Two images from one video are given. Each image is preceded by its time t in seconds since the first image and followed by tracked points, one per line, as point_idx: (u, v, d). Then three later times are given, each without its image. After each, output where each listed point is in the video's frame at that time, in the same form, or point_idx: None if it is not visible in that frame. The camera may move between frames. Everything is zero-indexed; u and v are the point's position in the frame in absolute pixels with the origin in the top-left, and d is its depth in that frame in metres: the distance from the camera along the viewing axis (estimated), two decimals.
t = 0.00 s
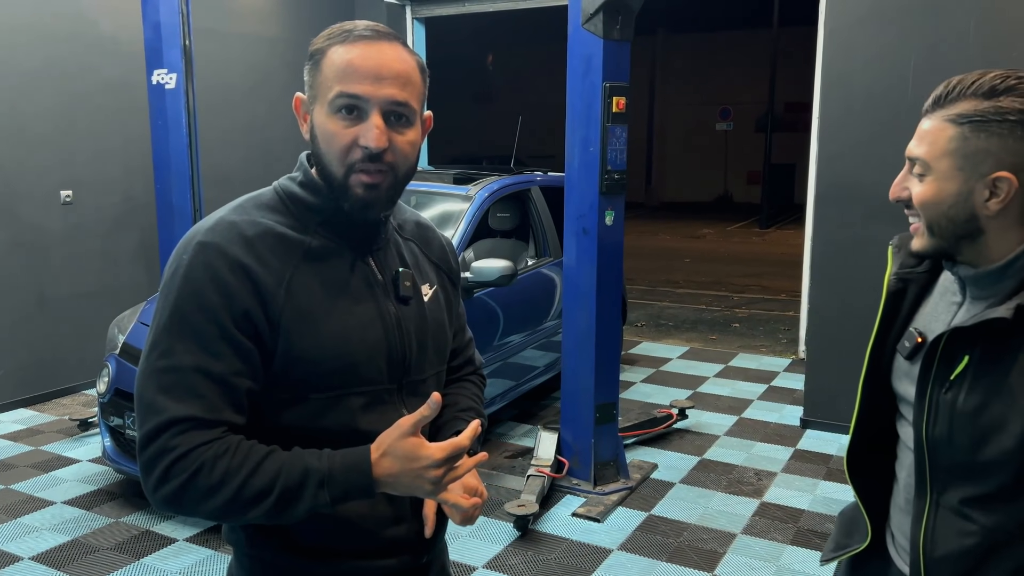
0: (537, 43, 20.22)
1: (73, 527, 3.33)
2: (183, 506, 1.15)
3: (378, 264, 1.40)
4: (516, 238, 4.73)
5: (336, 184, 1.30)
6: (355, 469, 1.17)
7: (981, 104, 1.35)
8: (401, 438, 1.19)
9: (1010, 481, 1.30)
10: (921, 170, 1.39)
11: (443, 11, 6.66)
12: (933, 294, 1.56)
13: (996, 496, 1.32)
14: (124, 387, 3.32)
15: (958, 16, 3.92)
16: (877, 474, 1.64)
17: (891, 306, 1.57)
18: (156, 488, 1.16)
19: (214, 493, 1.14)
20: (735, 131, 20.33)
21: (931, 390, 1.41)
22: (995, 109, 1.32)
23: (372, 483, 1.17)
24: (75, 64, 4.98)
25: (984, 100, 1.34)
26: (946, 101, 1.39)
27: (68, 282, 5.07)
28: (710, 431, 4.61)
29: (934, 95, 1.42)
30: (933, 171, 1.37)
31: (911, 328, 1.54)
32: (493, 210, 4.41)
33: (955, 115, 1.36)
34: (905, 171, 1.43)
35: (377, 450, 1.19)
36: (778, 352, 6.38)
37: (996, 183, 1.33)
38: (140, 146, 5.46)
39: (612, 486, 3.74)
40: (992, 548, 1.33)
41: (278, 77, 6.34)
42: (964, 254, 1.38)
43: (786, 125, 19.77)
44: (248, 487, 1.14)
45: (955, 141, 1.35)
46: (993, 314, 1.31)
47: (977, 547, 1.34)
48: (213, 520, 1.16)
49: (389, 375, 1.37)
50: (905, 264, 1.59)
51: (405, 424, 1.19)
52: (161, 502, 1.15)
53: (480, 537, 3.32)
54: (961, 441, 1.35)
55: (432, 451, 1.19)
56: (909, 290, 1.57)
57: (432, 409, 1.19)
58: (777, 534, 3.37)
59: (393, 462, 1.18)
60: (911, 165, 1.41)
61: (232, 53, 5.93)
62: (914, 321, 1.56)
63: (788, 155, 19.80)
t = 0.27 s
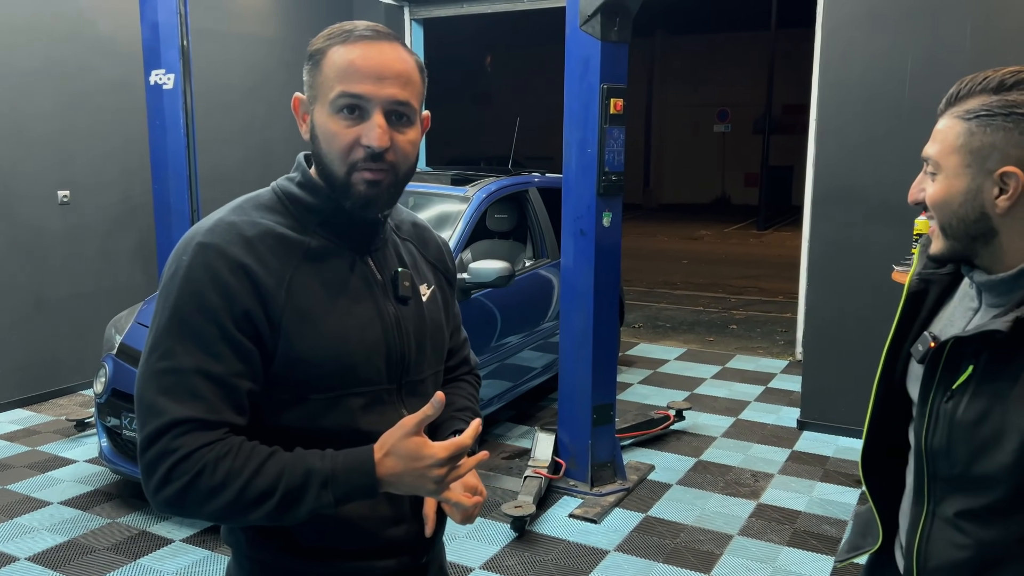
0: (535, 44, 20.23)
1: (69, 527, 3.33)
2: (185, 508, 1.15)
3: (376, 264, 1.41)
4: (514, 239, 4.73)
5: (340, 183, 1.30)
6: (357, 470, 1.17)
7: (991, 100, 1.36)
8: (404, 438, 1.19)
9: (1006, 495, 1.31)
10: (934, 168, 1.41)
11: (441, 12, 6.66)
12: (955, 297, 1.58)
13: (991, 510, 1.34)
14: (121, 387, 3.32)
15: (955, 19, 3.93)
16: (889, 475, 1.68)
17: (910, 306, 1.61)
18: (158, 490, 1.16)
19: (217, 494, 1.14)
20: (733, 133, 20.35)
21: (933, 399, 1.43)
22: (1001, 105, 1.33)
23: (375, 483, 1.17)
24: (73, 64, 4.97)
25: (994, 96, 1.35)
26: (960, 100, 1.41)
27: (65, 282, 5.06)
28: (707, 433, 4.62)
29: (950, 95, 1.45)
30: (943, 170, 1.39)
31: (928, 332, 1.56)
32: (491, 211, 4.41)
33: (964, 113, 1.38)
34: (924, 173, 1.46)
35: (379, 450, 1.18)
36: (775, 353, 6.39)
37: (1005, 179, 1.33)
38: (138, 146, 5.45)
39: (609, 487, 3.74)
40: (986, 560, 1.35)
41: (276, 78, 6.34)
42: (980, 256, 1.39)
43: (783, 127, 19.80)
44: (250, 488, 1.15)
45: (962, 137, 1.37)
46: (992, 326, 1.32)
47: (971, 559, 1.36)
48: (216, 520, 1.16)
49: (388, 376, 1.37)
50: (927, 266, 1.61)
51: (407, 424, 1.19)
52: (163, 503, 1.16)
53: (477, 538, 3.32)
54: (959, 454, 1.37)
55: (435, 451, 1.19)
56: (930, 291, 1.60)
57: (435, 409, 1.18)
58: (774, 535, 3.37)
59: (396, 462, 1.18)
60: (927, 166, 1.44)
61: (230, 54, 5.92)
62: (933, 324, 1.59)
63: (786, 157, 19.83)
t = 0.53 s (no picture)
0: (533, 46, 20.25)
1: (66, 528, 3.32)
2: (190, 510, 1.15)
3: (375, 264, 1.41)
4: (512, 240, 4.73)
5: (364, 181, 1.30)
6: (363, 470, 1.17)
7: (993, 100, 1.38)
8: (409, 436, 1.19)
9: (1000, 495, 1.32)
10: (937, 170, 1.43)
11: (440, 13, 6.66)
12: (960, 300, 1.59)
13: (986, 512, 1.35)
14: (118, 387, 3.32)
15: (952, 22, 3.95)
16: (888, 477, 1.68)
17: (917, 307, 1.62)
18: (162, 492, 1.15)
19: (221, 495, 1.14)
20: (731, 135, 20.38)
21: (934, 396, 1.46)
22: (1003, 103, 1.36)
23: (381, 481, 1.18)
24: (71, 64, 4.97)
25: (995, 96, 1.38)
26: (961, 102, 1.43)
27: (63, 282, 5.06)
28: (705, 434, 4.62)
29: (951, 98, 1.47)
30: (947, 171, 1.41)
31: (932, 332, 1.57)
32: (490, 212, 4.41)
33: (965, 113, 1.40)
34: (929, 176, 1.47)
35: (384, 448, 1.19)
36: (773, 355, 6.39)
37: (1009, 176, 1.35)
38: (135, 146, 5.45)
39: (607, 488, 3.75)
40: (978, 562, 1.36)
41: (274, 78, 6.34)
42: (986, 256, 1.41)
43: (781, 129, 19.82)
44: (255, 490, 1.14)
45: (965, 137, 1.38)
46: (988, 322, 1.34)
47: (963, 560, 1.38)
48: (220, 522, 1.16)
49: (388, 375, 1.37)
50: (936, 267, 1.62)
51: (412, 422, 1.19)
52: (166, 506, 1.15)
53: (475, 540, 3.32)
54: (954, 452, 1.39)
55: (440, 448, 1.19)
56: (938, 292, 1.61)
57: (439, 407, 1.18)
58: (771, 537, 3.37)
59: (401, 460, 1.18)
60: (931, 168, 1.46)
61: (228, 54, 5.92)
62: (938, 324, 1.60)
63: (784, 159, 19.84)
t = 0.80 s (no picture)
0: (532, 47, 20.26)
1: (64, 528, 3.32)
2: (236, 512, 1.14)
3: (377, 262, 1.42)
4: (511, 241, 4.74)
5: (410, 180, 1.35)
6: (407, 458, 1.19)
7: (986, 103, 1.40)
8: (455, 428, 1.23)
9: (992, 483, 1.34)
10: (934, 171, 1.44)
11: (439, 15, 6.67)
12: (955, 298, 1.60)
13: (979, 500, 1.36)
14: (117, 388, 3.31)
15: (950, 24, 3.95)
16: (874, 476, 1.70)
17: (912, 306, 1.62)
18: (205, 497, 1.14)
19: (268, 494, 1.13)
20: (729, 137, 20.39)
21: (930, 386, 1.47)
22: (997, 105, 1.37)
23: (423, 471, 1.19)
24: (70, 64, 4.97)
25: (988, 99, 1.40)
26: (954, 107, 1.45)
27: (61, 282, 5.06)
28: (704, 436, 4.62)
29: (947, 105, 1.49)
30: (944, 171, 1.41)
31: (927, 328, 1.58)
32: (489, 213, 4.42)
33: (960, 115, 1.41)
34: (926, 179, 1.48)
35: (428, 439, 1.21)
36: (772, 356, 6.40)
37: (1004, 172, 1.35)
38: (134, 146, 5.45)
39: (605, 490, 3.75)
40: (967, 551, 1.38)
41: (274, 79, 6.34)
42: (984, 254, 1.41)
43: (780, 131, 19.84)
44: (301, 485, 1.14)
45: (960, 137, 1.39)
46: (988, 311, 1.35)
47: (952, 549, 1.39)
48: (266, 522, 1.15)
49: (395, 372, 1.38)
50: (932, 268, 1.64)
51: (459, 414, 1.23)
52: (211, 510, 1.14)
53: (473, 541, 3.32)
54: (949, 441, 1.40)
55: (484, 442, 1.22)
56: (933, 292, 1.62)
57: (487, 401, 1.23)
58: (770, 538, 3.37)
59: (445, 450, 1.20)
60: (927, 170, 1.47)
61: (227, 55, 5.92)
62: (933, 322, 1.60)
63: (783, 161, 19.86)
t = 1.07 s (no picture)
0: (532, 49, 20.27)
1: (63, 529, 3.32)
2: (310, 509, 1.13)
3: (374, 259, 1.43)
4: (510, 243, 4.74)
5: (415, 189, 1.38)
6: (466, 436, 1.21)
7: (965, 104, 1.41)
8: (515, 408, 1.24)
9: (975, 464, 1.35)
10: (915, 170, 1.45)
11: (439, 16, 6.67)
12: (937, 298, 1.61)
13: (965, 481, 1.37)
14: (116, 389, 3.31)
15: (948, 27, 3.96)
16: (863, 471, 1.71)
17: (895, 306, 1.64)
18: (277, 497, 1.12)
19: (340, 485, 1.14)
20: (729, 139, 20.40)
21: (914, 374, 1.48)
22: (977, 106, 1.38)
23: (485, 448, 1.22)
24: (69, 65, 4.98)
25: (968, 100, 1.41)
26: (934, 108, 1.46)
27: (60, 283, 5.06)
28: (702, 437, 4.63)
29: (928, 107, 1.50)
30: (926, 170, 1.42)
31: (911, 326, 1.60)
32: (488, 214, 4.43)
33: (942, 116, 1.42)
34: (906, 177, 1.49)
35: (488, 418, 1.23)
36: (771, 358, 6.40)
37: (983, 171, 1.37)
38: (134, 148, 5.45)
39: (604, 491, 3.74)
40: (952, 531, 1.39)
41: (274, 81, 6.34)
42: (962, 250, 1.43)
43: (779, 133, 19.85)
44: (374, 472, 1.15)
45: (941, 137, 1.41)
46: (970, 298, 1.36)
47: (938, 529, 1.41)
48: (338, 515, 1.15)
49: (397, 367, 1.39)
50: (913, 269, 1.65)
51: (521, 395, 1.24)
52: (284, 510, 1.13)
53: (472, 542, 3.32)
54: (934, 425, 1.41)
55: (543, 423, 1.25)
56: (913, 293, 1.63)
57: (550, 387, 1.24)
58: (768, 540, 3.38)
59: (505, 428, 1.23)
60: (908, 169, 1.48)
61: (227, 56, 5.92)
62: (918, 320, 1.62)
63: (782, 163, 19.87)
